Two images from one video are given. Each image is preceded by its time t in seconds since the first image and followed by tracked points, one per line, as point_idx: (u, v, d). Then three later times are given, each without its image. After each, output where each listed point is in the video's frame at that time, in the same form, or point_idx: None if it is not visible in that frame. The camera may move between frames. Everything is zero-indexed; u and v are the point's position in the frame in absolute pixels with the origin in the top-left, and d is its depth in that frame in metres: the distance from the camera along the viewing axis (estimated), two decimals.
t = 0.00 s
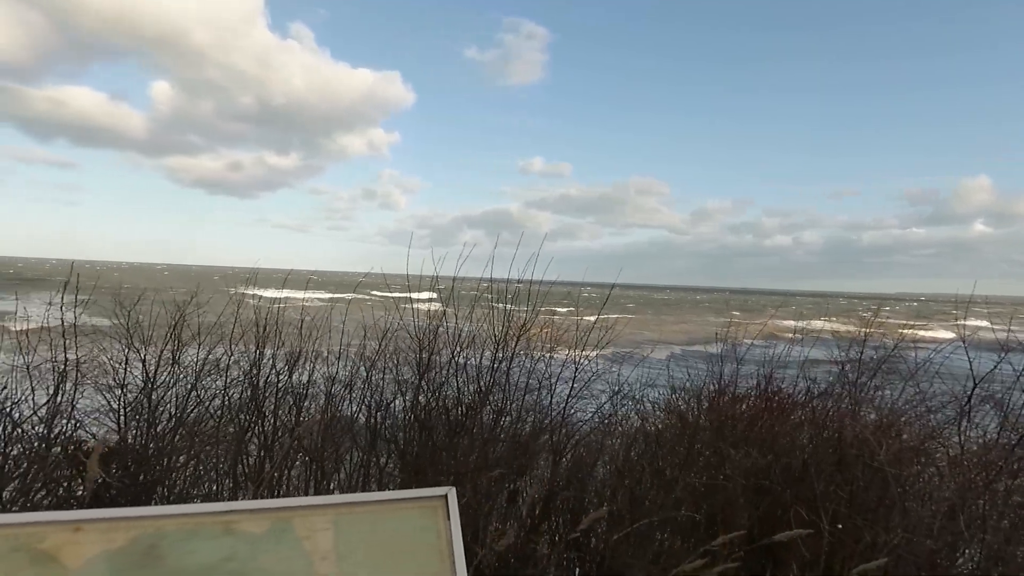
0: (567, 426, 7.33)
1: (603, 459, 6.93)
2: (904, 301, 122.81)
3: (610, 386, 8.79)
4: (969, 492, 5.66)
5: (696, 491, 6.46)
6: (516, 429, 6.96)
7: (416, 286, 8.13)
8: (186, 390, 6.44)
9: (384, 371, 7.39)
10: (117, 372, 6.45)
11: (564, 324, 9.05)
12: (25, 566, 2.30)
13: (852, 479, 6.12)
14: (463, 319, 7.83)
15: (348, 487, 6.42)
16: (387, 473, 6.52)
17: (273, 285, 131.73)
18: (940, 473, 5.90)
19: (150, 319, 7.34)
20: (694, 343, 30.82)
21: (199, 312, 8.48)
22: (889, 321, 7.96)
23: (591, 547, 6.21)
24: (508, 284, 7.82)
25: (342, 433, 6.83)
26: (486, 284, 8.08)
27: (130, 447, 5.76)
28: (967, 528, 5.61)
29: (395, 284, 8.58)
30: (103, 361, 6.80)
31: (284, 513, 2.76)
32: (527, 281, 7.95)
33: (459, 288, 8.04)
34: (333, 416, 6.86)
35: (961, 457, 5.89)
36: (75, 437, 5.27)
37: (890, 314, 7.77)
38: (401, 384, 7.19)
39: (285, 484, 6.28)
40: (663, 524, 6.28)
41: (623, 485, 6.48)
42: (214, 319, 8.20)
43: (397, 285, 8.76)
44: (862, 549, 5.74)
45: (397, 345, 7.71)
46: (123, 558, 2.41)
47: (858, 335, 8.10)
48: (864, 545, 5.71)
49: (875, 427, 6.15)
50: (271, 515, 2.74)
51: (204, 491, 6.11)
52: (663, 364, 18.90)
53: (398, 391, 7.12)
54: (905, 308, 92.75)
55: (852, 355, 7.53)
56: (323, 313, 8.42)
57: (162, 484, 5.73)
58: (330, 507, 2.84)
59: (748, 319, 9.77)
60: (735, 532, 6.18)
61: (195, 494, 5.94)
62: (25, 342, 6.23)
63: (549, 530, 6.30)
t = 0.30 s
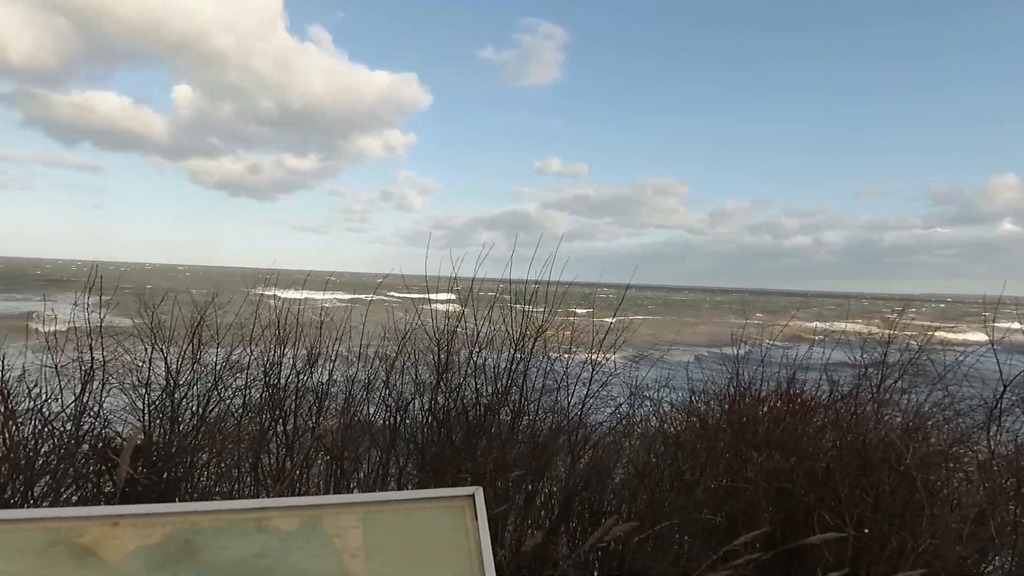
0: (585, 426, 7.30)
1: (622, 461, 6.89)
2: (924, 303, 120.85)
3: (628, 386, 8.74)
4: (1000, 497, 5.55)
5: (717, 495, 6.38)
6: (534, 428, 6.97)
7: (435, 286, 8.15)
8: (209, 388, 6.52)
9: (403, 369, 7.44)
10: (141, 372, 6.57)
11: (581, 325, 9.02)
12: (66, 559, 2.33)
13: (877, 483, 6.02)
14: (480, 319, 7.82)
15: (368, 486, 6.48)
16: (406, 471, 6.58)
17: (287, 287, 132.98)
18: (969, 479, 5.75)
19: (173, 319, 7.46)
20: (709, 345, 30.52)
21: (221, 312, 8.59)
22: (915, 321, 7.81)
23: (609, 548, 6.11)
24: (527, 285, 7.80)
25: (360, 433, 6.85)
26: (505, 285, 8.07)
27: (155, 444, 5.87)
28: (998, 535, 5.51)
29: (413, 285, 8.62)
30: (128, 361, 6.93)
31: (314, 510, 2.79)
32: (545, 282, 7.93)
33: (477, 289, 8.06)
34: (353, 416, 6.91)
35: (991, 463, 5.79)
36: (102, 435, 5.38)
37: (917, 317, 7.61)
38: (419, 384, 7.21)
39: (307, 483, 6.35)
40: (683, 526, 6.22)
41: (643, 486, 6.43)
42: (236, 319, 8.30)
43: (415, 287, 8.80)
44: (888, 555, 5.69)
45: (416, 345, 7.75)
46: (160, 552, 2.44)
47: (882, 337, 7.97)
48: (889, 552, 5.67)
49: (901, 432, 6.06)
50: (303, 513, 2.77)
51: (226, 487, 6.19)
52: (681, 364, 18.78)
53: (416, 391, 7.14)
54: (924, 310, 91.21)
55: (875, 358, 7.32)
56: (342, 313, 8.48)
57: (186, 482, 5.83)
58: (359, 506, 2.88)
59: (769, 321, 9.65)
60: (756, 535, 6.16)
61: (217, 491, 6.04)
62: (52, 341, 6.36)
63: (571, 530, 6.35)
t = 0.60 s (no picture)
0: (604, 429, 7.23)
1: (644, 463, 6.82)
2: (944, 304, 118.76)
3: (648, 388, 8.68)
4: None
5: (741, 500, 6.33)
6: (554, 429, 6.95)
7: (454, 288, 8.16)
8: (233, 388, 6.60)
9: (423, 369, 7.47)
10: (167, 372, 6.67)
11: (601, 326, 8.98)
12: (107, 553, 2.36)
13: (907, 488, 5.90)
14: (499, 320, 7.81)
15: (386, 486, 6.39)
16: (426, 470, 6.60)
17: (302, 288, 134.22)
18: (1003, 486, 5.80)
19: (196, 320, 7.56)
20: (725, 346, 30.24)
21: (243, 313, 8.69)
22: (945, 323, 7.64)
23: (632, 551, 6.12)
24: (546, 286, 7.77)
25: (380, 433, 6.90)
26: (524, 286, 8.05)
27: (182, 442, 5.95)
28: None
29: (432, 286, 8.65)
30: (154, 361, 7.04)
31: (346, 509, 2.83)
32: (565, 283, 7.90)
33: (496, 290, 8.04)
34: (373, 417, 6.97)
35: None
36: (133, 433, 5.51)
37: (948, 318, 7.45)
38: (438, 384, 7.23)
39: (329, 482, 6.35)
40: (707, 531, 6.19)
41: (665, 490, 6.42)
42: (257, 320, 8.39)
43: (433, 288, 8.83)
44: (919, 563, 5.57)
45: (435, 346, 7.77)
46: (198, 547, 2.46)
47: (910, 340, 7.82)
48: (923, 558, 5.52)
49: (932, 437, 6.01)
50: (335, 511, 2.81)
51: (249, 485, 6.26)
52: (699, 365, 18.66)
53: (436, 392, 7.15)
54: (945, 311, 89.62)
55: (904, 361, 7.21)
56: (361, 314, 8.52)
57: (212, 480, 5.94)
58: (390, 505, 2.90)
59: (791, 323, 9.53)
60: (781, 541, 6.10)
61: (242, 488, 6.13)
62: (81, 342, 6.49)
63: (591, 533, 6.17)
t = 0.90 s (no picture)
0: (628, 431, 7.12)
1: (669, 467, 6.76)
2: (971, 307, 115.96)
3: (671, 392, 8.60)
4: None
5: (768, 503, 6.26)
6: (575, 431, 6.88)
7: (477, 289, 8.15)
8: (258, 387, 6.70)
9: (445, 370, 7.47)
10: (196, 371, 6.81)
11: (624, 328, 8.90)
12: (151, 546, 2.40)
13: (942, 494, 5.79)
14: (522, 322, 7.78)
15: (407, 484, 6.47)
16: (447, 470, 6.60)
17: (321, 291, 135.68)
18: None
19: (224, 320, 7.70)
20: (746, 349, 29.80)
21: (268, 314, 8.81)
22: (983, 324, 7.41)
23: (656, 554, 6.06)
24: (569, 287, 7.71)
25: (403, 432, 6.92)
26: (546, 287, 8.01)
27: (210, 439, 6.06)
28: None
29: (454, 287, 8.66)
30: (184, 360, 7.21)
31: (381, 507, 2.83)
32: (588, 285, 7.83)
33: (519, 291, 8.00)
34: (395, 417, 6.98)
35: None
36: (165, 429, 5.67)
37: (985, 321, 7.22)
38: (460, 385, 7.24)
39: (353, 481, 6.37)
40: (733, 536, 6.10)
41: (691, 493, 6.35)
42: (282, 321, 8.50)
43: (456, 289, 8.84)
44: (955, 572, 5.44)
45: (457, 347, 7.79)
46: (238, 540, 2.49)
47: (945, 343, 7.61)
48: (958, 567, 5.41)
49: (970, 443, 5.89)
50: (370, 509, 2.81)
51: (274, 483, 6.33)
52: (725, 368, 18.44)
53: (458, 393, 7.15)
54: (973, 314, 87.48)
55: (938, 365, 7.06)
56: (383, 315, 8.55)
57: (239, 477, 6.04)
58: (424, 504, 2.90)
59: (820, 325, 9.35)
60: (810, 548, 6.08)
61: (268, 486, 6.25)
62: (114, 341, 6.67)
63: (614, 535, 6.16)
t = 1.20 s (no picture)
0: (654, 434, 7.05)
1: (696, 471, 6.68)
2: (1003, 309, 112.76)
3: (697, 394, 8.48)
4: None
5: (800, 509, 6.16)
6: (600, 434, 6.82)
7: (500, 291, 8.14)
8: (286, 387, 6.79)
9: (468, 371, 7.47)
10: (225, 371, 6.93)
11: (649, 330, 8.80)
12: (196, 541, 2.45)
13: (983, 504, 5.71)
14: (546, 323, 7.73)
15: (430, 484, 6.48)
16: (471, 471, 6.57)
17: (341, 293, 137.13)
18: None
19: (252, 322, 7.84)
20: (771, 351, 29.29)
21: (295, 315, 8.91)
22: None
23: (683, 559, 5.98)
24: (593, 288, 7.64)
25: (428, 433, 6.92)
26: (570, 288, 7.96)
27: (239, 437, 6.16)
28: None
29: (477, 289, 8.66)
30: (214, 361, 7.39)
31: (417, 508, 2.83)
32: (612, 286, 7.75)
33: (542, 292, 7.96)
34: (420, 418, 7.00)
35: None
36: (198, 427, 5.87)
37: None
38: (484, 386, 7.23)
39: (378, 480, 6.39)
40: (763, 542, 6.00)
41: (720, 497, 6.24)
42: (308, 322, 8.61)
43: (480, 290, 8.84)
44: None
45: (481, 348, 7.79)
46: (278, 538, 2.52)
47: (983, 345, 7.37)
48: None
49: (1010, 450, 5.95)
50: (406, 509, 2.81)
51: (301, 482, 6.36)
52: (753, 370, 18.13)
53: (482, 394, 7.14)
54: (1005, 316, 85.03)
55: (975, 371, 6.97)
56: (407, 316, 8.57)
57: (268, 475, 6.12)
58: (459, 504, 2.88)
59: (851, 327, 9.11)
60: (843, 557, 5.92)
61: (296, 484, 6.31)
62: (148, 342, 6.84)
63: (640, 539, 6.11)
